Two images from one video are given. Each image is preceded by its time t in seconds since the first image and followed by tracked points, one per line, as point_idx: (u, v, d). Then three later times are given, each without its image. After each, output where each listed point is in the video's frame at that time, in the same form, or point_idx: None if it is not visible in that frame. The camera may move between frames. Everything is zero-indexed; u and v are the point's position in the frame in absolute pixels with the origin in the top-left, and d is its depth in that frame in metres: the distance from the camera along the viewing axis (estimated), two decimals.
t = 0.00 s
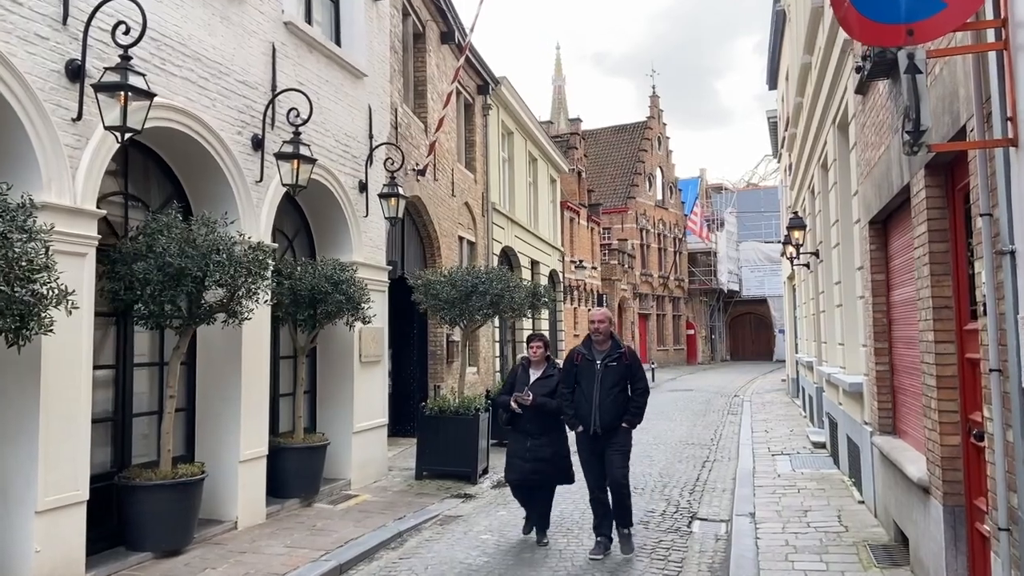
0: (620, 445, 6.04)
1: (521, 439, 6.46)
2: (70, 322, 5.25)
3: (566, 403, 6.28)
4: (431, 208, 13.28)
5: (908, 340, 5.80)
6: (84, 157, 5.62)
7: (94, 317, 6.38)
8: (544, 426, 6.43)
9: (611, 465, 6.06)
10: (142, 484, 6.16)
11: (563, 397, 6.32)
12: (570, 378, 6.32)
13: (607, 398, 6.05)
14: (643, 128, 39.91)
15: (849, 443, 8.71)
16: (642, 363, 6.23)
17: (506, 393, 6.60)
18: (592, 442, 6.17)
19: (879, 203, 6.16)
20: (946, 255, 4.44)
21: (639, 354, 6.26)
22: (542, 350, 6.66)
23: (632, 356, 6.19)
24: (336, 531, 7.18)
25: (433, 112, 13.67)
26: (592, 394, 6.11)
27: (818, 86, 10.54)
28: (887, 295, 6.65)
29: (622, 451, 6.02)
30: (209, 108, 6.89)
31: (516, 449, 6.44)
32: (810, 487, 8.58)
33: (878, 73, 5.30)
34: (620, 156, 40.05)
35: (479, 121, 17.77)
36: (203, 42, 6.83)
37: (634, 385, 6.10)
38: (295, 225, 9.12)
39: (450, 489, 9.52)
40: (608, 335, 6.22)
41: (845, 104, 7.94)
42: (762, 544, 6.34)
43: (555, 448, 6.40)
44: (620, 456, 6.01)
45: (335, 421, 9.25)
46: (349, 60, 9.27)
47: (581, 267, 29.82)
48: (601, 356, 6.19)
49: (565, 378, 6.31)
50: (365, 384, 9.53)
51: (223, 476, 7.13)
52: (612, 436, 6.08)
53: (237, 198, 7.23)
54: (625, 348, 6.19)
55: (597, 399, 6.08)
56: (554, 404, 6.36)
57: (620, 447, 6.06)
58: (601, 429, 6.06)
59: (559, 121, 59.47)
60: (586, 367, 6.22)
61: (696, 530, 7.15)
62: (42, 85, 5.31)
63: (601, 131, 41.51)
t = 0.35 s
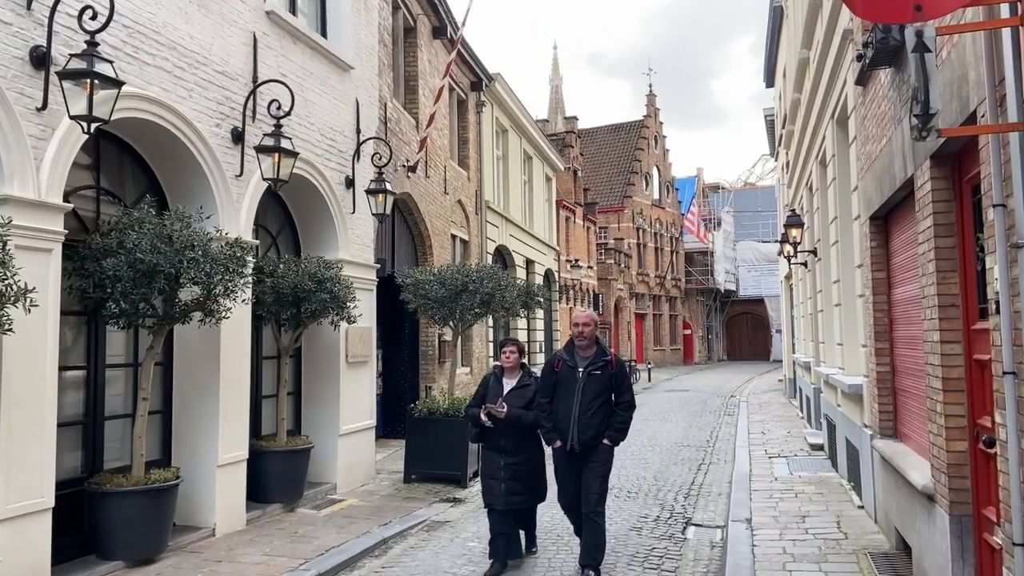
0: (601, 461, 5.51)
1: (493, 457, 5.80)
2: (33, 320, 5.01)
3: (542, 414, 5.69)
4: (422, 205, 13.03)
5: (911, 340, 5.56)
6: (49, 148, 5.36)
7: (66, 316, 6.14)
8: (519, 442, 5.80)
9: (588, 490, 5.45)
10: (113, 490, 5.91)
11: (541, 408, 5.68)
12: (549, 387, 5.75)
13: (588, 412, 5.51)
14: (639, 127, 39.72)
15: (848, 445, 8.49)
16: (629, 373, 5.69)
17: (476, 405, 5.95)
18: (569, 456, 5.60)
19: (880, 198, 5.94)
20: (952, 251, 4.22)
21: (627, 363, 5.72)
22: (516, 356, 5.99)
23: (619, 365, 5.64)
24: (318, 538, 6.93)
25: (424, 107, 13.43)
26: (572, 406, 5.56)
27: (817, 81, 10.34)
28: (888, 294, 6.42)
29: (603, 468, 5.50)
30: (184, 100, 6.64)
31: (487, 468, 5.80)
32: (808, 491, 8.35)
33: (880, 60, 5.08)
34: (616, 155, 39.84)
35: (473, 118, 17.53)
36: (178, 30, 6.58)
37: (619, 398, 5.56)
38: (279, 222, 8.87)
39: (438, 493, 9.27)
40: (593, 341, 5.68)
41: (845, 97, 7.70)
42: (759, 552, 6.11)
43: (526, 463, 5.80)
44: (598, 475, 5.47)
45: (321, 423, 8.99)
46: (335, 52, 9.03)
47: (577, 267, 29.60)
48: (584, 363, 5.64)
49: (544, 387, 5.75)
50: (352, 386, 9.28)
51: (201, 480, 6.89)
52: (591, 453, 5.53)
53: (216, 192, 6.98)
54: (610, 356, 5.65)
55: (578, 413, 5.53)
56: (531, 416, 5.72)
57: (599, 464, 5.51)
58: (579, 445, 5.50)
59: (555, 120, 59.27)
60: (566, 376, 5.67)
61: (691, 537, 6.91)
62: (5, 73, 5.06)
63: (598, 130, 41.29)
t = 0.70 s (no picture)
0: (588, 471, 4.93)
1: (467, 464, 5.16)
2: None
3: (518, 418, 5.03)
4: (414, 201, 12.78)
5: (917, 339, 5.31)
6: (14, 137, 5.10)
7: (37, 313, 5.89)
8: (492, 446, 5.19)
9: (578, 503, 4.98)
10: (82, 495, 5.66)
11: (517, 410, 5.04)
12: (523, 389, 5.08)
13: (568, 416, 4.85)
14: (637, 126, 39.51)
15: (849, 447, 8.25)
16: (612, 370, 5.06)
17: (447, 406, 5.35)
18: (548, 467, 4.89)
19: (883, 189, 5.71)
20: (962, 242, 3.99)
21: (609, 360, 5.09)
22: (490, 351, 5.44)
23: (600, 361, 5.01)
24: (300, 544, 6.67)
25: (416, 102, 13.17)
26: (550, 410, 4.91)
27: (816, 74, 10.12)
28: (892, 291, 6.18)
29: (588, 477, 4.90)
30: (159, 88, 6.39)
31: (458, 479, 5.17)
32: (807, 494, 8.11)
33: (885, 44, 4.84)
34: (614, 154, 39.60)
35: (467, 114, 17.28)
36: (153, 15, 6.33)
37: (602, 398, 4.94)
38: (263, 217, 8.61)
39: (428, 496, 9.01)
40: (570, 336, 5.04)
41: (846, 88, 7.47)
42: (757, 559, 5.87)
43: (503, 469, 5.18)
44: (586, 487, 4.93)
45: (306, 424, 8.73)
46: (322, 42, 8.77)
47: (573, 266, 29.37)
48: (561, 361, 5.00)
49: (517, 389, 5.09)
50: (338, 386, 9.02)
51: (178, 484, 6.63)
52: (575, 463, 4.87)
53: (194, 185, 6.73)
54: (591, 352, 5.01)
55: (557, 416, 4.87)
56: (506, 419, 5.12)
57: (585, 475, 4.93)
58: (561, 454, 4.83)
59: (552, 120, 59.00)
60: (542, 376, 5.01)
61: (687, 543, 6.67)
62: None
63: (595, 129, 41.06)
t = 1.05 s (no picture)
0: (556, 491, 4.25)
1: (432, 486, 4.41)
2: None
3: (476, 434, 4.33)
4: (406, 199, 12.54)
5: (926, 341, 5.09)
6: None
7: (5, 313, 5.65)
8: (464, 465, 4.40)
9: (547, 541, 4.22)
10: (49, 505, 5.39)
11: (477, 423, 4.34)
12: (481, 398, 4.42)
13: (532, 430, 4.22)
14: (634, 125, 39.31)
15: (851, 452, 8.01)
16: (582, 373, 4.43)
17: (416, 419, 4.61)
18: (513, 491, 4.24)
19: (889, 185, 5.48)
20: (976, 239, 3.76)
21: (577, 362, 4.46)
22: (465, 355, 4.64)
23: (570, 364, 4.38)
24: (282, 554, 6.41)
25: (409, 98, 12.93)
26: (513, 423, 4.26)
27: (817, 69, 9.90)
28: (897, 290, 5.94)
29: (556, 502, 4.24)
30: (134, 79, 6.13)
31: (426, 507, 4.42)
32: (808, 500, 7.88)
33: (892, 31, 4.61)
34: (611, 153, 39.38)
35: (461, 111, 17.05)
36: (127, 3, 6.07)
37: (570, 407, 4.31)
38: (247, 213, 8.36)
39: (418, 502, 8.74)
40: (536, 336, 4.37)
41: (849, 80, 7.25)
42: (757, 570, 5.63)
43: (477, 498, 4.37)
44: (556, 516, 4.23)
45: (292, 427, 8.48)
46: (309, 34, 8.52)
47: (570, 266, 29.13)
48: (525, 366, 4.34)
49: (475, 400, 4.42)
50: (325, 388, 8.76)
51: (155, 490, 6.41)
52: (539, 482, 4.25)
53: (171, 180, 6.48)
54: (559, 354, 4.36)
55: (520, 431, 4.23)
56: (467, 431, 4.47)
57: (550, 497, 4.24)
58: (525, 473, 4.20)
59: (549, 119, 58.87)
60: (503, 383, 4.35)
61: (683, 551, 6.43)
62: None
63: (592, 128, 40.85)
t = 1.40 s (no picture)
0: (511, 523, 3.57)
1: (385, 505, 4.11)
2: None
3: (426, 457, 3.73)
4: (395, 196, 12.27)
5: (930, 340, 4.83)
6: None
7: None
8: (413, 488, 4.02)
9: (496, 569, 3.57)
10: (7, 513, 5.12)
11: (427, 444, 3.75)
12: (434, 413, 3.78)
13: (491, 455, 3.59)
14: (630, 124, 39.08)
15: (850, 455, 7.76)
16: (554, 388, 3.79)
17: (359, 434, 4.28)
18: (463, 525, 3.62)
19: (891, 176, 5.24)
20: (986, 229, 3.51)
21: (549, 374, 3.81)
22: (414, 362, 4.22)
23: (539, 377, 3.72)
24: (258, 563, 6.14)
25: (398, 93, 12.65)
26: (468, 446, 3.62)
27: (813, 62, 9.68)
28: (898, 286, 5.70)
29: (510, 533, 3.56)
30: (101, 67, 5.86)
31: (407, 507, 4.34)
32: (805, 504, 7.63)
33: (894, 11, 4.37)
34: (606, 153, 39.14)
35: (453, 108, 16.79)
36: None
37: (539, 428, 3.68)
38: (227, 208, 8.09)
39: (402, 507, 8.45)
40: (499, 345, 3.72)
41: (847, 70, 7.01)
42: None
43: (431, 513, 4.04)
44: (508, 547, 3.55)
45: (273, 430, 8.21)
46: (291, 24, 8.25)
47: (565, 265, 28.85)
48: (485, 378, 3.69)
49: (426, 416, 3.79)
50: (308, 389, 8.48)
51: (124, 496, 6.14)
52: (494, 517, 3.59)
53: (142, 172, 6.21)
54: (527, 365, 3.72)
55: (476, 454, 3.60)
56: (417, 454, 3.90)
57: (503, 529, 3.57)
58: (478, 507, 3.56)
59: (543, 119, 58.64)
60: (459, 397, 3.71)
61: (676, 559, 6.17)
62: None
63: (587, 127, 40.61)
